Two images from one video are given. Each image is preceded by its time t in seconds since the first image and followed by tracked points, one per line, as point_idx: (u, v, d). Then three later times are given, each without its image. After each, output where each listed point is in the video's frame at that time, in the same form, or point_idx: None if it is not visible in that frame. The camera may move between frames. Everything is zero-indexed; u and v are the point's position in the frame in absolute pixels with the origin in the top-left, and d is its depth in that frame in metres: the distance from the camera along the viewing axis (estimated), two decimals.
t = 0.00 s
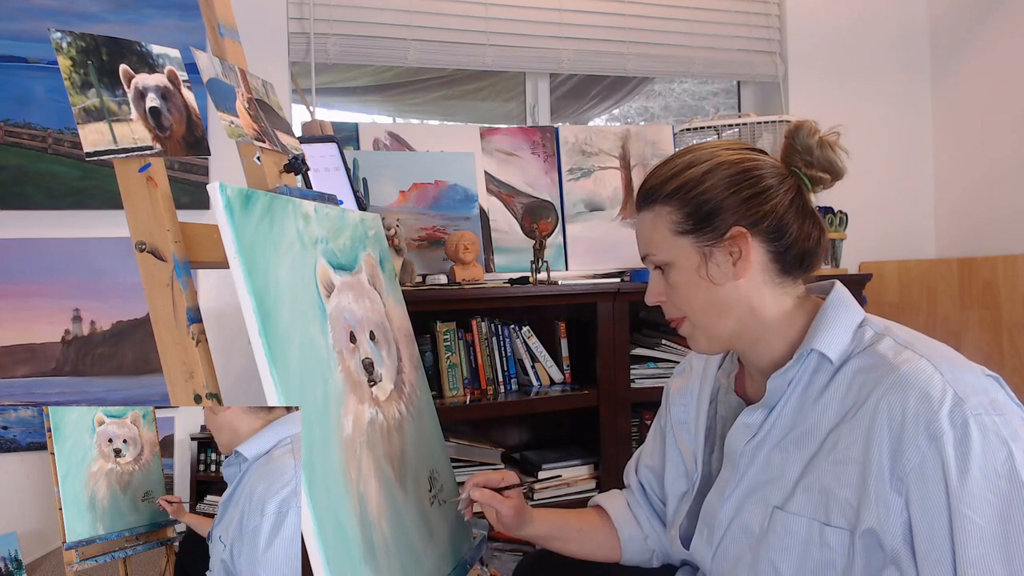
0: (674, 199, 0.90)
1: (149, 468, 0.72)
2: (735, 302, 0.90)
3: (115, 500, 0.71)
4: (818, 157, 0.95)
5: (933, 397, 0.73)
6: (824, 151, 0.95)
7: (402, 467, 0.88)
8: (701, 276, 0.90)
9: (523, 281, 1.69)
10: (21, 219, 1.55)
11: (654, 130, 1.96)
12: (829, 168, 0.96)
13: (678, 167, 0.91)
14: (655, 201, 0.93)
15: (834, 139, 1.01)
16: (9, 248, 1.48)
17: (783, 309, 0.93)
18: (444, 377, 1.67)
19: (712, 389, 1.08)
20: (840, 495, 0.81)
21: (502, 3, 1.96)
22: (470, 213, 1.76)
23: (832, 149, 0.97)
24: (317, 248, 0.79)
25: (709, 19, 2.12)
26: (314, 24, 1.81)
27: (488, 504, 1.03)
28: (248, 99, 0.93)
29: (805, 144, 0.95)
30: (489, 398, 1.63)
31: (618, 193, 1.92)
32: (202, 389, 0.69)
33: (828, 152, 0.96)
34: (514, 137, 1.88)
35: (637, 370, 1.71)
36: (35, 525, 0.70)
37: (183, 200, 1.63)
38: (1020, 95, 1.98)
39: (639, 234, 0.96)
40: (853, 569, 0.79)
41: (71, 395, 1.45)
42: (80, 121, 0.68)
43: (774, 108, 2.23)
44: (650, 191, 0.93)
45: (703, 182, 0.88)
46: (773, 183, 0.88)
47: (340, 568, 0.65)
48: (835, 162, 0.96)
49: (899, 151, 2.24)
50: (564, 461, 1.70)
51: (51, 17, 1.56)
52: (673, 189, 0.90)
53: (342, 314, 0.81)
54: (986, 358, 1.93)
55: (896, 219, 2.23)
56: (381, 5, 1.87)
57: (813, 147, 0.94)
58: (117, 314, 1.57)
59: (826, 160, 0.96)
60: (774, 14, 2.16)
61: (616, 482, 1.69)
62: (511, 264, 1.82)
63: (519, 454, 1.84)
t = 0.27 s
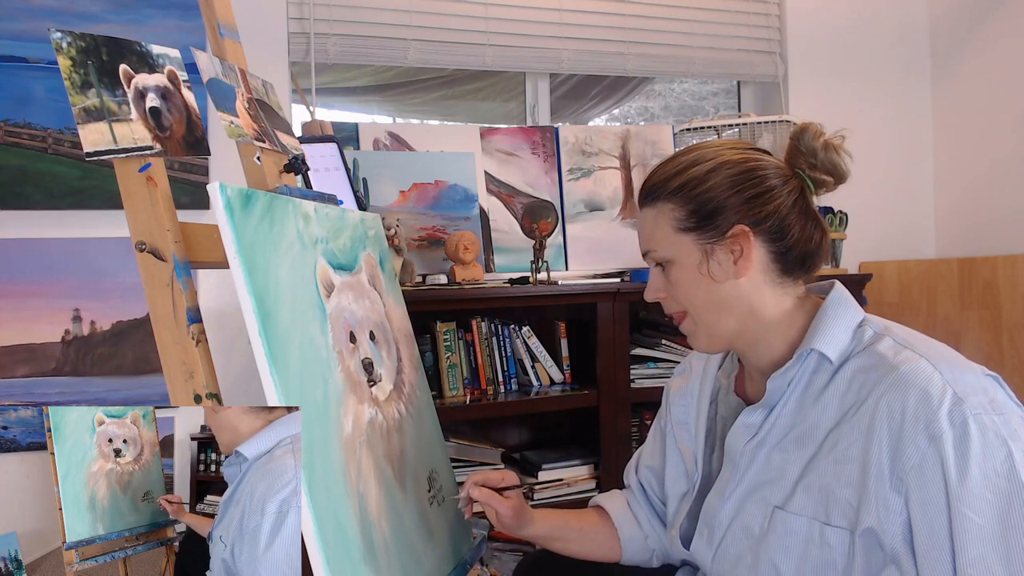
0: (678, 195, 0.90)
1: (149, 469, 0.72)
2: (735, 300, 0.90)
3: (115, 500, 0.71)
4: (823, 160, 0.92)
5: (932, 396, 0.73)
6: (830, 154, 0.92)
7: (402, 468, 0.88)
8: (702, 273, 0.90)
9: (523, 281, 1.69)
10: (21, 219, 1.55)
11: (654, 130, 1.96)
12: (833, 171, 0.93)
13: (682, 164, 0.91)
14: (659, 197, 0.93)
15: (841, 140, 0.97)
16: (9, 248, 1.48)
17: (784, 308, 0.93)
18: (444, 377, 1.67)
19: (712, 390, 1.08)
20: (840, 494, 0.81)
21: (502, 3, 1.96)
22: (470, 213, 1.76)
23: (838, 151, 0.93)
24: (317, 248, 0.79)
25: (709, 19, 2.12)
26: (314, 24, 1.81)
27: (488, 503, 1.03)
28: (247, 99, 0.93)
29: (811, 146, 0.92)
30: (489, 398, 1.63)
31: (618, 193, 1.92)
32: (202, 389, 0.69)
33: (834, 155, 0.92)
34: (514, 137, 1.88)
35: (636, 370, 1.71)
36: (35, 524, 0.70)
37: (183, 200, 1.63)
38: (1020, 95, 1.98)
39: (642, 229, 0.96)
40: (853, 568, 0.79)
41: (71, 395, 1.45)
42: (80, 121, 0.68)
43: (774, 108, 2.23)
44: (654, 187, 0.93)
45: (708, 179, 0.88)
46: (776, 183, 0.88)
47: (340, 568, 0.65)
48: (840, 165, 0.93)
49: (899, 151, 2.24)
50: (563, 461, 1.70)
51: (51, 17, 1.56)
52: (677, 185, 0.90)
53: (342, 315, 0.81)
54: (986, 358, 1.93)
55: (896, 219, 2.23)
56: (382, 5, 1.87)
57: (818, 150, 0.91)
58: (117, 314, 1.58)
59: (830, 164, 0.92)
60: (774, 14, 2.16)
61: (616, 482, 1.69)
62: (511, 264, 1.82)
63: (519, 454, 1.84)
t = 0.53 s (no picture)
0: (683, 189, 0.91)
1: (149, 468, 0.73)
2: (736, 295, 0.90)
3: (115, 500, 0.71)
4: (832, 158, 0.90)
5: (935, 388, 0.73)
6: (839, 152, 0.90)
7: (402, 468, 0.88)
8: (704, 266, 0.91)
9: (523, 281, 1.69)
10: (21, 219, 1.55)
11: (654, 130, 1.96)
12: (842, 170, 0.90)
13: (691, 160, 0.92)
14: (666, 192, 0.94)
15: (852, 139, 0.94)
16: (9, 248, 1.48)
17: (786, 305, 0.93)
18: (444, 377, 1.67)
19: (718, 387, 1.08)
20: (843, 487, 0.81)
21: (502, 3, 1.96)
22: (470, 213, 1.76)
23: (848, 150, 0.91)
24: (317, 248, 0.79)
25: (709, 19, 2.12)
26: (314, 24, 1.81)
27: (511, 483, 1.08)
28: (247, 99, 0.93)
29: (820, 143, 0.90)
30: (489, 398, 1.63)
31: (618, 193, 1.92)
32: (202, 389, 0.69)
33: (843, 154, 0.89)
34: (514, 137, 1.88)
35: (636, 370, 1.72)
36: (35, 524, 0.71)
37: (183, 200, 1.63)
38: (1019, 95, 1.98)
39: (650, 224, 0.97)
40: (856, 561, 0.79)
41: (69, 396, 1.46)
42: (80, 121, 0.68)
43: (774, 108, 2.23)
44: (662, 181, 0.94)
45: (713, 174, 0.89)
46: (782, 179, 0.89)
47: (340, 568, 0.65)
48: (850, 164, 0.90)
49: (899, 151, 2.24)
50: (564, 461, 1.71)
51: (51, 17, 1.56)
52: (684, 179, 0.91)
53: (342, 315, 0.81)
54: (986, 358, 1.93)
55: (896, 219, 2.23)
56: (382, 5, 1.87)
57: (826, 148, 0.90)
58: (118, 314, 1.57)
59: (840, 162, 0.90)
60: (774, 14, 2.16)
61: (616, 482, 1.69)
62: (511, 264, 1.82)
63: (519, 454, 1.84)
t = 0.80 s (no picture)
0: (692, 188, 0.94)
1: (148, 468, 0.72)
2: (745, 286, 0.91)
3: (114, 500, 0.70)
4: (838, 155, 0.93)
5: (917, 363, 0.75)
6: (844, 150, 0.94)
7: (402, 468, 0.88)
8: (711, 261, 0.92)
9: (523, 281, 1.69)
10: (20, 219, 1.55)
11: (654, 130, 1.96)
12: (849, 165, 0.93)
13: (701, 160, 0.94)
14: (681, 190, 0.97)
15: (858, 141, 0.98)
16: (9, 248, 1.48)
17: (795, 297, 0.92)
18: (445, 377, 1.67)
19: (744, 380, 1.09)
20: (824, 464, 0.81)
21: (502, 3, 1.96)
22: (470, 213, 1.76)
23: (854, 150, 0.94)
24: (317, 248, 0.79)
25: (709, 19, 2.12)
26: (314, 24, 1.80)
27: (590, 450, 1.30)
28: (247, 99, 0.93)
29: (827, 142, 0.95)
30: (489, 398, 1.63)
31: (618, 193, 1.91)
32: (202, 389, 0.70)
33: (848, 151, 0.93)
34: (514, 137, 1.87)
35: (637, 370, 1.72)
36: (35, 525, 0.72)
37: (183, 200, 1.63)
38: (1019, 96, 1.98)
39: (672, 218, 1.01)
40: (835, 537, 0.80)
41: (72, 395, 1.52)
42: (80, 121, 0.68)
43: (774, 108, 2.23)
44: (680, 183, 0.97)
45: (717, 174, 0.90)
46: (791, 173, 0.89)
47: (339, 567, 0.65)
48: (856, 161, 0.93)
49: (899, 151, 2.24)
50: (564, 462, 1.70)
51: (51, 17, 1.54)
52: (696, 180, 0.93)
53: (342, 315, 0.81)
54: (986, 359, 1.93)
55: (896, 219, 2.23)
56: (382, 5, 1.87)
57: (831, 146, 0.94)
58: (119, 314, 1.56)
59: (846, 159, 0.93)
60: (774, 14, 2.16)
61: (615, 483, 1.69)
62: (511, 264, 1.82)
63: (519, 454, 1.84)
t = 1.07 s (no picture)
0: (718, 182, 0.94)
1: (148, 468, 0.72)
2: (761, 282, 0.93)
3: (115, 500, 0.71)
4: (859, 158, 0.91)
5: (828, 367, 0.77)
6: (866, 152, 0.91)
7: (402, 468, 0.88)
8: (731, 256, 0.94)
9: (523, 281, 1.69)
10: (19, 219, 1.55)
11: (654, 130, 1.96)
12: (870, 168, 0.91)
13: (729, 154, 0.95)
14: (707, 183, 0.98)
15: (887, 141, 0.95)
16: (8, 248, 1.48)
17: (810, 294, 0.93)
18: (445, 377, 1.67)
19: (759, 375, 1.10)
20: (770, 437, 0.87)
21: (502, 3, 1.96)
22: (470, 213, 1.76)
23: (877, 151, 0.91)
24: (317, 248, 0.79)
25: (709, 19, 2.12)
26: (314, 24, 1.81)
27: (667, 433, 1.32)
28: (248, 99, 0.93)
29: (848, 143, 0.92)
30: (489, 398, 1.63)
31: (618, 193, 1.91)
32: (202, 389, 0.70)
33: (870, 154, 0.90)
34: (514, 137, 1.88)
35: (637, 370, 1.72)
36: (35, 524, 0.72)
37: (183, 200, 1.63)
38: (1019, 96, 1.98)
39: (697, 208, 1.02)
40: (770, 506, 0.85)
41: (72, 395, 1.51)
42: (80, 121, 0.68)
43: (774, 108, 2.23)
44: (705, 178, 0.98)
45: (743, 169, 0.91)
46: (812, 174, 0.89)
47: (340, 567, 0.65)
48: (877, 163, 0.91)
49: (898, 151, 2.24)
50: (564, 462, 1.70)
51: (51, 17, 1.54)
52: (721, 176, 0.94)
53: (342, 315, 0.81)
54: (986, 359, 1.93)
55: (896, 219, 2.23)
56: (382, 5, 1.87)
57: (853, 148, 0.91)
58: (118, 314, 1.56)
59: (867, 162, 0.91)
60: (774, 14, 2.16)
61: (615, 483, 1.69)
62: (511, 264, 1.83)
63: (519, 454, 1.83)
